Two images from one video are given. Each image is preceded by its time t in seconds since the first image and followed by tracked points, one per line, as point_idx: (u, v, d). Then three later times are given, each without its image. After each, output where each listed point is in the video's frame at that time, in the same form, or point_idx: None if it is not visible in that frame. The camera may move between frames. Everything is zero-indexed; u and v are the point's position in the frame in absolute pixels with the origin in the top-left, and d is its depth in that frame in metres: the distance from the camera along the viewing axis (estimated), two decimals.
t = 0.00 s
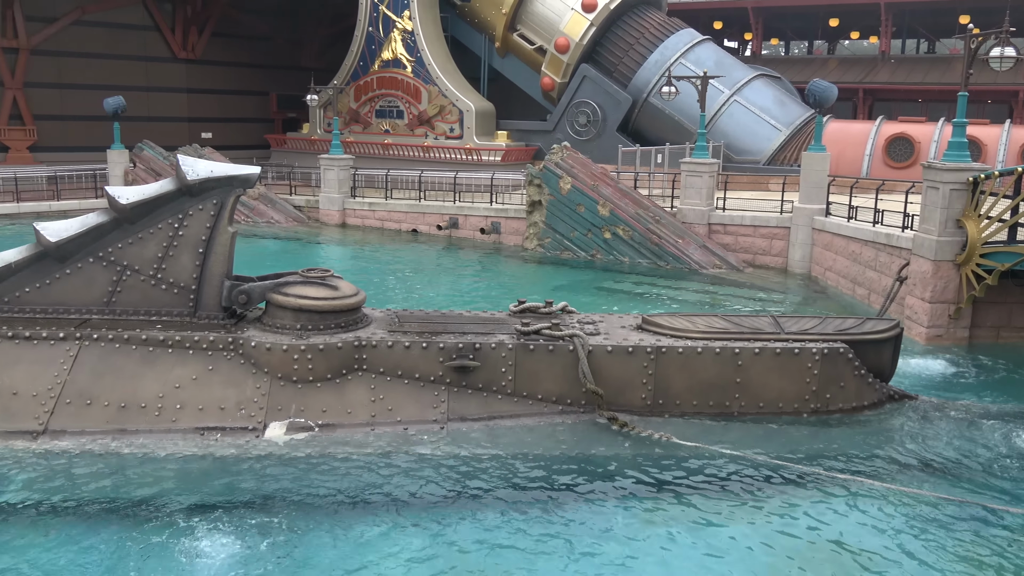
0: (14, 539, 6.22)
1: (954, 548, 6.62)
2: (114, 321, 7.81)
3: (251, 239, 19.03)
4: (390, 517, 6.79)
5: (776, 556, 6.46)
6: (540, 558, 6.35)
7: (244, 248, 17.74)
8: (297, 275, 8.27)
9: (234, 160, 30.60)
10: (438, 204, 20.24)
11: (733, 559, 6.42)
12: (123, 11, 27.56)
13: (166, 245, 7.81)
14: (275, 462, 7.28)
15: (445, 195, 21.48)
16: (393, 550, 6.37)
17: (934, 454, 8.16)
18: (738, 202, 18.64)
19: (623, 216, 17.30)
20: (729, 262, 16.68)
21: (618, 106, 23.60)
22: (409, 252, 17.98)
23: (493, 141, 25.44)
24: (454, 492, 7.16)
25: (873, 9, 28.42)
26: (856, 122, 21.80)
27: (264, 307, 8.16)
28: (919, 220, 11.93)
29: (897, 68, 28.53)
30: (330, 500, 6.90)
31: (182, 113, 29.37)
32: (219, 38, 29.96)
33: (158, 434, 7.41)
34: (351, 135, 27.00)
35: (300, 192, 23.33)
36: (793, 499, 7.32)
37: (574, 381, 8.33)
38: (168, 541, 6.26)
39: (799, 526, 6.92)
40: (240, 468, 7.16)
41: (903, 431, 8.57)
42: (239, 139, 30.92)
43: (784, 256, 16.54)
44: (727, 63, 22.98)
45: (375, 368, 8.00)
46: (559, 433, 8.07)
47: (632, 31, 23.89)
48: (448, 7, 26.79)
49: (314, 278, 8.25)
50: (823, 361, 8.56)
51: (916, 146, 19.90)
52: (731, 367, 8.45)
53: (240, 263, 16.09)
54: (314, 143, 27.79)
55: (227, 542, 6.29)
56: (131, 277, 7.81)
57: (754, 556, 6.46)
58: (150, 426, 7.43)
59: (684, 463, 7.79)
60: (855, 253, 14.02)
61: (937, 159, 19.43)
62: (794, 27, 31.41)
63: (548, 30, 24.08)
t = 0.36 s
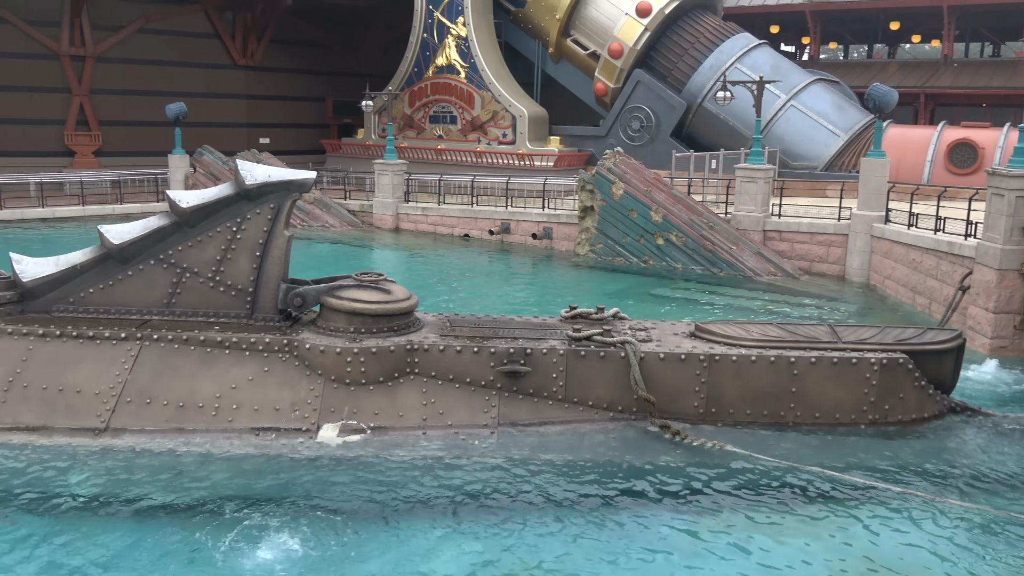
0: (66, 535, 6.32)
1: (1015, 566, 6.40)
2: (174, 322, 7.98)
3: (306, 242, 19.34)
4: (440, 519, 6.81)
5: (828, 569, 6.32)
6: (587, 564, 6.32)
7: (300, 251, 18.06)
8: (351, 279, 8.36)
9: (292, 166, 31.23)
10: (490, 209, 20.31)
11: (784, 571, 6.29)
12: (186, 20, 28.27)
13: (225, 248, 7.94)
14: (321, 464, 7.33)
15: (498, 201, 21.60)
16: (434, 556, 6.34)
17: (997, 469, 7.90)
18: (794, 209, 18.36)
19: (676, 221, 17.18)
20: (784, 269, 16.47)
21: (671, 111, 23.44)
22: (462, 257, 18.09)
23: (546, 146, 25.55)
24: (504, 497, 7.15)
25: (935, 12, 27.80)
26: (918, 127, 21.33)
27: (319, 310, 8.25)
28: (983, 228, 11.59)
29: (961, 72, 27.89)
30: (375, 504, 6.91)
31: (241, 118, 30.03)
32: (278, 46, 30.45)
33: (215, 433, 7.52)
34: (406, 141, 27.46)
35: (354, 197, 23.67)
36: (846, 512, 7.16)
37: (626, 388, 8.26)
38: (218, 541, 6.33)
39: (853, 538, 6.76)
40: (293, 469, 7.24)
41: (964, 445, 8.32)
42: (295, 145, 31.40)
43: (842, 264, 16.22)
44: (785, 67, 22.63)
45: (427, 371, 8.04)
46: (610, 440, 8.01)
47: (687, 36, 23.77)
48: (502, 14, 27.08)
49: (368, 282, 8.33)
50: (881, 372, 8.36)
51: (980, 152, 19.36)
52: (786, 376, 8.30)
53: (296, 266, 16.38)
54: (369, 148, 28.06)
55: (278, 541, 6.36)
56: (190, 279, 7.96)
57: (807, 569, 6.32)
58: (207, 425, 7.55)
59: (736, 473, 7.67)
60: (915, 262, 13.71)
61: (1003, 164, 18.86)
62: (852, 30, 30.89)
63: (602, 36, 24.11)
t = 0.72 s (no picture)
0: (129, 529, 6.45)
1: None
2: (233, 323, 8.12)
3: (361, 246, 19.58)
4: (493, 522, 6.81)
5: None
6: (635, 570, 6.27)
7: (354, 255, 18.23)
8: (405, 282, 8.43)
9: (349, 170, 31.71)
10: (544, 214, 20.34)
11: None
12: (247, 28, 28.80)
13: (283, 250, 8.06)
14: (370, 465, 7.39)
15: (552, 205, 21.62)
16: (479, 560, 6.31)
17: None
18: (854, 214, 18.02)
19: (731, 227, 17.01)
20: (843, 275, 16.18)
21: (727, 116, 23.22)
22: (514, 261, 18.13)
23: (600, 150, 25.41)
24: (556, 502, 7.12)
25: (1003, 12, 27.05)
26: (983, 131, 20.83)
27: (373, 313, 8.33)
28: None
29: None
30: (420, 506, 6.92)
31: (300, 124, 30.54)
32: (336, 52, 30.94)
33: (272, 432, 7.62)
34: (460, 145, 27.60)
35: (410, 201, 23.93)
36: (905, 525, 6.96)
37: (679, 394, 8.17)
38: (269, 540, 6.40)
39: (912, 553, 6.57)
40: (348, 470, 7.29)
41: None
42: (351, 149, 31.91)
43: (903, 271, 15.83)
44: (844, 71, 22.31)
45: (480, 375, 8.06)
46: (663, 447, 7.92)
47: (744, 39, 23.55)
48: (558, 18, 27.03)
49: (422, 286, 8.38)
50: (944, 382, 8.14)
51: None
52: (844, 385, 8.14)
53: (350, 269, 16.54)
54: (424, 153, 28.65)
55: (328, 542, 6.40)
56: (249, 281, 8.10)
57: None
58: (264, 425, 7.66)
59: (792, 483, 7.52)
60: (980, 268, 13.33)
61: None
62: (915, 31, 30.22)
63: (658, 40, 23.96)
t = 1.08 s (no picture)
0: (190, 526, 6.57)
1: None
2: (293, 325, 8.25)
3: (418, 249, 19.80)
4: (548, 528, 6.78)
5: None
6: None
7: (411, 258, 18.47)
8: (462, 286, 8.46)
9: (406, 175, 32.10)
10: (600, 218, 20.32)
11: None
12: (309, 35, 29.39)
13: (342, 254, 8.16)
14: (424, 468, 7.41)
15: (608, 210, 21.58)
16: (538, 565, 6.29)
17: None
18: (920, 220, 17.61)
19: (792, 232, 16.71)
20: (908, 282, 15.79)
21: (788, 119, 23.06)
22: (571, 265, 18.15)
23: (658, 155, 25.32)
24: (612, 509, 7.06)
25: None
26: None
27: (430, 316, 8.38)
28: None
29: None
30: (477, 510, 6.92)
31: (359, 129, 30.97)
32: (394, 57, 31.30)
33: (329, 433, 7.70)
34: (516, 150, 27.92)
35: (466, 205, 24.14)
36: (971, 541, 6.73)
37: (737, 402, 8.04)
38: (322, 538, 6.47)
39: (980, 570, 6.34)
40: (403, 472, 7.33)
41: None
42: (410, 154, 32.32)
43: (971, 278, 15.48)
44: (910, 73, 21.93)
45: (535, 380, 8.04)
46: (720, 455, 7.80)
47: (806, 41, 23.19)
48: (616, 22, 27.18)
49: (478, 290, 8.40)
50: (1014, 394, 7.86)
51: None
52: (909, 396, 7.92)
53: (407, 273, 16.72)
54: (481, 157, 28.96)
55: (383, 543, 6.43)
56: (309, 284, 8.22)
57: None
58: (323, 425, 7.74)
59: (854, 495, 7.33)
60: None
61: None
62: (986, 32, 29.43)
63: (718, 43, 23.78)
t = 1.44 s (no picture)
0: (250, 522, 6.67)
1: None
2: (355, 326, 8.37)
3: (478, 252, 19.94)
4: (603, 532, 6.72)
5: None
6: None
7: (472, 261, 18.61)
8: (521, 289, 8.48)
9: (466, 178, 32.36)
10: (660, 222, 20.19)
11: None
12: (373, 39, 29.71)
13: (403, 256, 8.24)
14: (479, 470, 7.40)
15: (669, 214, 21.42)
16: (598, 568, 6.25)
17: None
18: (992, 226, 17.11)
19: (858, 237, 16.39)
20: (980, 290, 15.34)
21: (856, 122, 22.64)
22: (631, 269, 18.06)
23: (719, 159, 25.10)
24: (671, 515, 6.97)
25: None
26: None
27: (489, 318, 8.41)
28: None
29: None
30: (537, 512, 6.92)
31: (421, 132, 31.25)
32: (456, 61, 31.47)
33: (389, 433, 7.75)
34: (577, 153, 28.05)
35: (526, 209, 24.26)
36: None
37: (800, 410, 7.88)
38: (379, 537, 6.50)
39: None
40: (460, 472, 7.36)
41: None
42: (471, 157, 32.55)
43: None
44: (984, 74, 21.33)
45: (593, 384, 8.01)
46: (782, 464, 7.65)
47: (875, 42, 22.77)
48: (679, 24, 27.12)
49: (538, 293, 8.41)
50: None
51: None
52: (980, 407, 7.66)
53: (466, 275, 16.85)
54: (540, 160, 29.27)
55: (439, 544, 6.42)
56: (371, 285, 8.33)
57: None
58: (382, 425, 7.80)
59: (921, 508, 7.11)
60: None
61: None
62: None
63: (783, 45, 23.47)
